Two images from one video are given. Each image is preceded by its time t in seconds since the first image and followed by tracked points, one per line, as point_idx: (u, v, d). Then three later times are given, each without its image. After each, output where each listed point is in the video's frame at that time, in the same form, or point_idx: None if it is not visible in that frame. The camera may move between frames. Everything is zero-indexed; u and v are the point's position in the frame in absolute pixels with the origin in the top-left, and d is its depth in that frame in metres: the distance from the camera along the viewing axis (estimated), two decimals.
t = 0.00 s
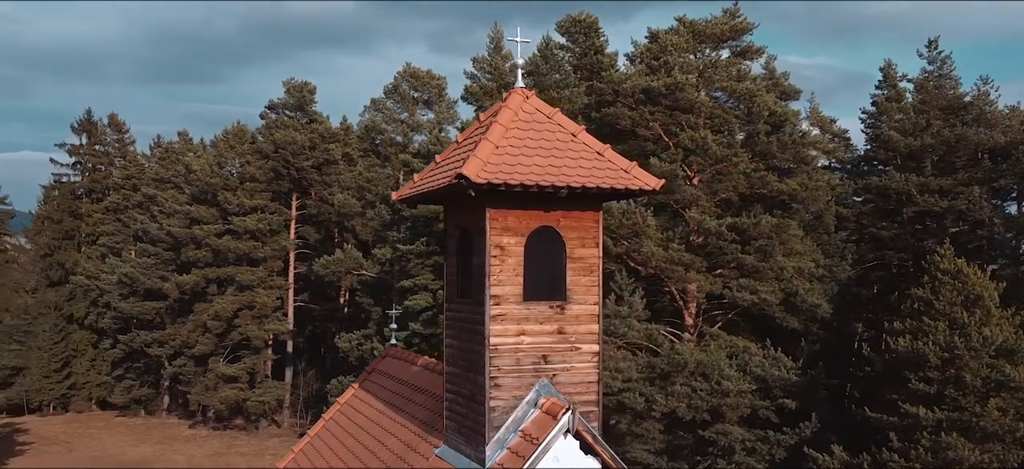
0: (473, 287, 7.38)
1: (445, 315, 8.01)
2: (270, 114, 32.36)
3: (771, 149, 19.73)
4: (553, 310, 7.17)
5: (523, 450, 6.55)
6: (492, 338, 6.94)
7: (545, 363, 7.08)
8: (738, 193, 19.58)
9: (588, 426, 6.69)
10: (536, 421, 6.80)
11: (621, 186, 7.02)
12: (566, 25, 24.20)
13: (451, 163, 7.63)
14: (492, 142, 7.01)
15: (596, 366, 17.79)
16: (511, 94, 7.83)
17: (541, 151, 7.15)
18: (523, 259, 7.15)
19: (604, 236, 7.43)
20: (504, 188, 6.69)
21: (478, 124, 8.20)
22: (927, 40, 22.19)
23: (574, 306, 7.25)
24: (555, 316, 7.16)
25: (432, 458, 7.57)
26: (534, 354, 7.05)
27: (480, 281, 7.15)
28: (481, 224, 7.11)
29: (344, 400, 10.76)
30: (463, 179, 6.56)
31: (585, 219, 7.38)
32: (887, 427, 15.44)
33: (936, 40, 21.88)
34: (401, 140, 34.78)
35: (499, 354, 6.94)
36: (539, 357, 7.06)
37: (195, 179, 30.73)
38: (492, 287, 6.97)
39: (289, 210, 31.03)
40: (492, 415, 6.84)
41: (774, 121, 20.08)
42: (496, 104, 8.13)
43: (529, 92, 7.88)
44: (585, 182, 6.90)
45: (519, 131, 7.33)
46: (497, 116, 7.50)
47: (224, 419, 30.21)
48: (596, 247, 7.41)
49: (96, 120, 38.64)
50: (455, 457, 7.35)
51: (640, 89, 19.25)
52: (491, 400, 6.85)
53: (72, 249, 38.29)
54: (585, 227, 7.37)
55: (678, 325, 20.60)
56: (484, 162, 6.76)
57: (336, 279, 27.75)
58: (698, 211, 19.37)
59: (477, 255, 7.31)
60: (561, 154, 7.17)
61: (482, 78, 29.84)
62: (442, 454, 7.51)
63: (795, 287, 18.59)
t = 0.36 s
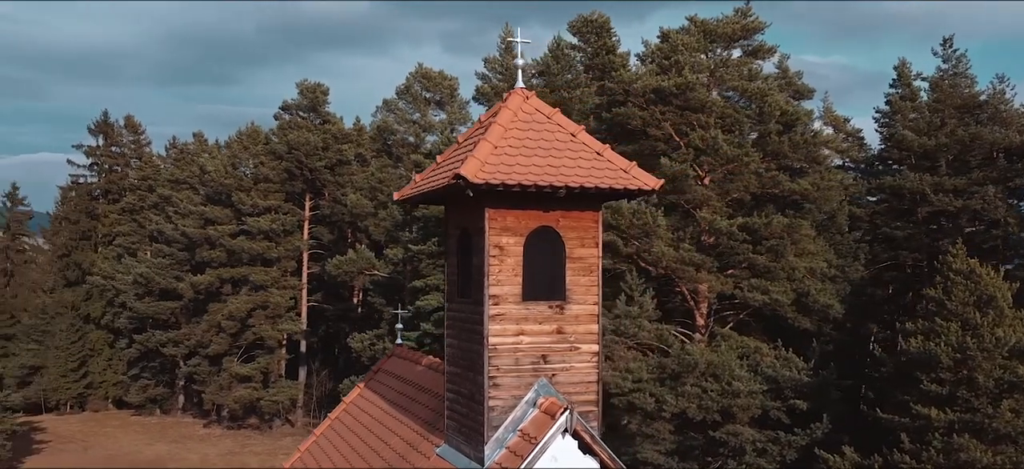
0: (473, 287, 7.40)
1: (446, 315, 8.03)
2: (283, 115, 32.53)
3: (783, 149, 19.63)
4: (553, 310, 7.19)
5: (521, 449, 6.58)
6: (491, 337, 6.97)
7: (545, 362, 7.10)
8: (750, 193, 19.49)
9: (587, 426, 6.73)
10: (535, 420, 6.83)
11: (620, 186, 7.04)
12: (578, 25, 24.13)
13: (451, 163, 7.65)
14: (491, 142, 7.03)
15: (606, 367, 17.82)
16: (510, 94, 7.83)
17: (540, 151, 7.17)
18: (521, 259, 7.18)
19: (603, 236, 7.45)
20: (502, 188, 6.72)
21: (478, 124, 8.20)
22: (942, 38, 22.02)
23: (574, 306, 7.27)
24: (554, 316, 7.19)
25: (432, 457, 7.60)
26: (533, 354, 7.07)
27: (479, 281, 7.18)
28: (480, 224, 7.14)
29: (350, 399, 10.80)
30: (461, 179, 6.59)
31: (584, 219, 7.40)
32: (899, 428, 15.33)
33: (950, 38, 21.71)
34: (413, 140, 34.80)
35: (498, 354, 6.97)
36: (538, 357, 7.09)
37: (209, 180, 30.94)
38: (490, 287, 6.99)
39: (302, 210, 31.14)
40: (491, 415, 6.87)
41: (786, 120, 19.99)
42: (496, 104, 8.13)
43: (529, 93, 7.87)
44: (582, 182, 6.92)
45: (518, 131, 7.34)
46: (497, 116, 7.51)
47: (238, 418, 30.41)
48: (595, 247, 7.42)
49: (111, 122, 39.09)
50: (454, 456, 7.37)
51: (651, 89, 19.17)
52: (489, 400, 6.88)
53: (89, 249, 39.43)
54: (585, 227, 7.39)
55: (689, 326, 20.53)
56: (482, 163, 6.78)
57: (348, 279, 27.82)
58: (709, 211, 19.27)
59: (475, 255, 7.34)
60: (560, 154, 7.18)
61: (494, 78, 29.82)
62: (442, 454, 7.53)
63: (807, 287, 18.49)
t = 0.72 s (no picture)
0: (473, 287, 7.44)
1: (448, 314, 8.06)
2: (297, 116, 32.73)
3: (795, 148, 19.50)
4: (552, 310, 7.21)
5: (518, 448, 6.65)
6: (491, 337, 6.99)
7: (544, 362, 7.12)
8: (762, 192, 19.40)
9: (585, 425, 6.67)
10: (534, 419, 6.83)
11: (618, 186, 7.06)
12: (589, 25, 24.11)
13: (450, 164, 7.69)
14: (490, 143, 7.06)
15: (615, 367, 17.64)
16: (510, 94, 7.84)
17: (539, 151, 7.20)
18: (521, 258, 7.20)
19: (603, 236, 7.46)
20: (500, 189, 6.76)
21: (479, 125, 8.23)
22: (956, 36, 21.87)
23: (573, 305, 7.29)
24: (554, 316, 7.20)
25: (434, 455, 7.61)
26: (531, 353, 7.09)
27: (478, 280, 7.22)
28: (480, 225, 7.18)
29: (356, 399, 10.85)
30: (458, 180, 6.64)
31: (583, 219, 7.43)
32: (911, 429, 15.22)
33: (965, 36, 21.55)
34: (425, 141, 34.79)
35: (497, 353, 6.99)
36: (537, 357, 7.11)
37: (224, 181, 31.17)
38: (490, 286, 7.02)
39: (316, 211, 31.23)
40: (490, 414, 6.91)
41: (798, 119, 19.89)
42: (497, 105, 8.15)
43: (529, 93, 7.88)
44: (581, 182, 6.95)
45: (518, 131, 7.36)
46: (496, 116, 7.53)
47: (253, 417, 30.63)
48: (595, 247, 7.44)
49: (130, 124, 41.47)
50: (455, 455, 7.40)
51: (661, 88, 19.09)
52: (488, 399, 6.92)
53: (106, 249, 40.19)
54: (584, 227, 7.41)
55: (701, 327, 20.46)
56: (480, 163, 6.83)
57: (361, 279, 27.90)
58: (720, 211, 19.20)
59: (475, 255, 7.38)
60: (560, 154, 7.20)
61: (505, 78, 29.83)
62: (443, 453, 7.54)
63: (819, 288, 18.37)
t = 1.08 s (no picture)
0: (472, 285, 7.47)
1: (449, 314, 8.08)
2: (310, 117, 32.90)
3: (806, 148, 19.37)
4: (550, 309, 7.22)
5: (515, 446, 6.68)
6: (489, 335, 7.01)
7: (542, 360, 7.13)
8: (773, 192, 19.30)
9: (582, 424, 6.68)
10: (531, 417, 6.86)
11: (616, 185, 7.07)
12: (601, 24, 24.07)
13: (450, 163, 7.72)
14: (487, 142, 7.08)
15: (624, 367, 17.37)
16: (509, 94, 7.86)
17: (537, 150, 7.21)
18: (518, 257, 7.21)
19: (602, 235, 7.47)
20: (497, 188, 6.79)
21: (479, 125, 8.26)
22: (971, 34, 21.68)
23: (571, 304, 7.30)
24: (552, 315, 7.22)
25: (434, 454, 7.63)
26: (530, 352, 7.10)
27: (477, 279, 7.25)
28: (478, 223, 7.21)
29: (361, 398, 10.91)
30: (455, 179, 6.68)
31: (582, 218, 7.43)
32: (922, 430, 15.12)
33: (980, 33, 21.37)
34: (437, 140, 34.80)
35: (495, 352, 7.01)
36: (535, 355, 7.12)
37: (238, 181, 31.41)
38: (487, 286, 7.04)
39: (328, 211, 31.26)
40: (487, 412, 6.92)
41: (810, 118, 19.76)
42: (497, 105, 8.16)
43: (528, 93, 7.89)
44: (578, 181, 6.96)
45: (516, 130, 7.38)
46: (495, 116, 7.55)
47: (267, 417, 30.81)
48: (594, 246, 7.44)
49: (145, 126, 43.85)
50: (454, 453, 7.42)
51: (672, 88, 19.09)
52: (486, 397, 6.94)
53: (122, 249, 41.02)
54: (582, 226, 7.42)
55: (711, 327, 20.39)
56: (478, 163, 6.85)
57: (373, 279, 27.96)
58: (731, 211, 19.11)
59: (474, 254, 7.40)
60: (558, 153, 7.22)
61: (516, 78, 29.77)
62: (443, 450, 7.56)
63: (830, 288, 18.17)
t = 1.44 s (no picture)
0: (470, 285, 7.51)
1: (448, 314, 8.11)
2: (322, 118, 33.05)
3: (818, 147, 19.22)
4: (547, 308, 7.25)
5: (511, 444, 6.69)
6: (486, 334, 7.05)
7: (539, 360, 7.16)
8: (784, 192, 19.18)
9: (577, 423, 6.85)
10: (527, 416, 6.85)
11: (613, 184, 7.08)
12: (612, 24, 24.06)
13: (447, 163, 7.75)
14: (484, 143, 7.10)
15: (634, 367, 17.25)
16: (507, 94, 7.87)
17: (534, 150, 7.23)
18: (515, 257, 7.25)
19: (599, 234, 7.49)
20: (493, 188, 6.82)
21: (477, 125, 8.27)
22: (986, 32, 21.51)
23: (568, 304, 7.33)
24: (549, 314, 7.25)
25: (433, 452, 7.65)
26: (527, 351, 7.14)
27: (474, 279, 7.29)
28: (475, 223, 7.25)
29: (365, 396, 10.95)
30: (451, 179, 6.71)
31: (579, 218, 7.46)
32: (933, 431, 15.02)
33: (995, 32, 21.19)
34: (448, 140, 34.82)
35: (492, 351, 7.05)
36: (532, 354, 7.15)
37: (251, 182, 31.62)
38: (484, 285, 7.09)
39: (341, 211, 31.22)
40: (485, 411, 6.95)
41: (821, 117, 19.63)
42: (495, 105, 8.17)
43: (526, 93, 7.89)
44: (575, 181, 6.98)
45: (513, 130, 7.39)
46: (492, 116, 7.56)
47: (280, 416, 30.98)
48: (591, 246, 7.48)
49: (160, 128, 44.90)
50: (452, 451, 7.44)
51: (682, 88, 19.07)
52: (483, 396, 6.96)
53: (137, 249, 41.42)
54: (580, 225, 7.45)
55: (722, 327, 20.31)
56: (474, 163, 6.88)
57: (384, 279, 28.00)
58: (741, 211, 19.01)
59: (472, 253, 7.44)
60: (554, 153, 7.23)
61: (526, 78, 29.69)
62: (442, 449, 7.57)
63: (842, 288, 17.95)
